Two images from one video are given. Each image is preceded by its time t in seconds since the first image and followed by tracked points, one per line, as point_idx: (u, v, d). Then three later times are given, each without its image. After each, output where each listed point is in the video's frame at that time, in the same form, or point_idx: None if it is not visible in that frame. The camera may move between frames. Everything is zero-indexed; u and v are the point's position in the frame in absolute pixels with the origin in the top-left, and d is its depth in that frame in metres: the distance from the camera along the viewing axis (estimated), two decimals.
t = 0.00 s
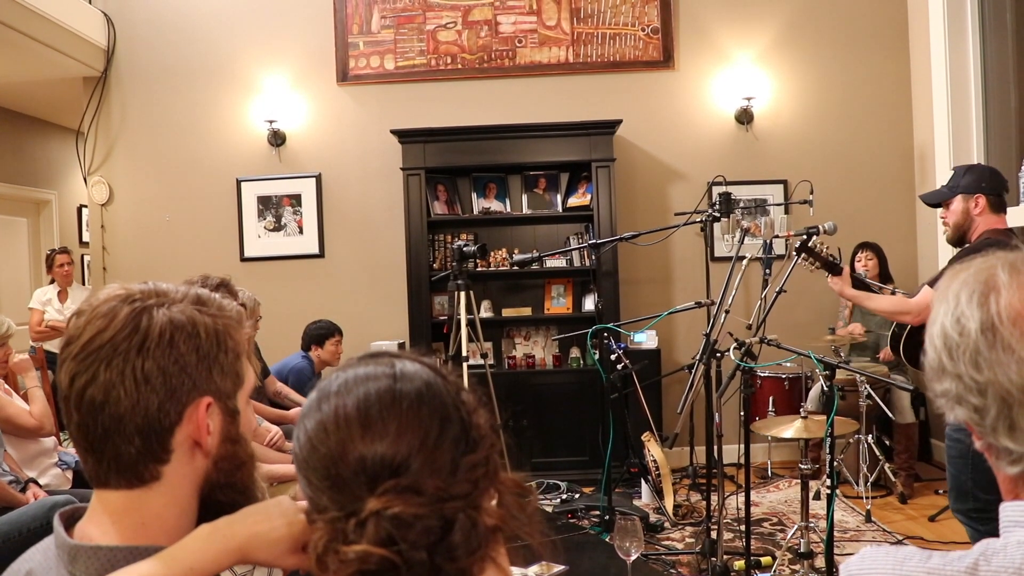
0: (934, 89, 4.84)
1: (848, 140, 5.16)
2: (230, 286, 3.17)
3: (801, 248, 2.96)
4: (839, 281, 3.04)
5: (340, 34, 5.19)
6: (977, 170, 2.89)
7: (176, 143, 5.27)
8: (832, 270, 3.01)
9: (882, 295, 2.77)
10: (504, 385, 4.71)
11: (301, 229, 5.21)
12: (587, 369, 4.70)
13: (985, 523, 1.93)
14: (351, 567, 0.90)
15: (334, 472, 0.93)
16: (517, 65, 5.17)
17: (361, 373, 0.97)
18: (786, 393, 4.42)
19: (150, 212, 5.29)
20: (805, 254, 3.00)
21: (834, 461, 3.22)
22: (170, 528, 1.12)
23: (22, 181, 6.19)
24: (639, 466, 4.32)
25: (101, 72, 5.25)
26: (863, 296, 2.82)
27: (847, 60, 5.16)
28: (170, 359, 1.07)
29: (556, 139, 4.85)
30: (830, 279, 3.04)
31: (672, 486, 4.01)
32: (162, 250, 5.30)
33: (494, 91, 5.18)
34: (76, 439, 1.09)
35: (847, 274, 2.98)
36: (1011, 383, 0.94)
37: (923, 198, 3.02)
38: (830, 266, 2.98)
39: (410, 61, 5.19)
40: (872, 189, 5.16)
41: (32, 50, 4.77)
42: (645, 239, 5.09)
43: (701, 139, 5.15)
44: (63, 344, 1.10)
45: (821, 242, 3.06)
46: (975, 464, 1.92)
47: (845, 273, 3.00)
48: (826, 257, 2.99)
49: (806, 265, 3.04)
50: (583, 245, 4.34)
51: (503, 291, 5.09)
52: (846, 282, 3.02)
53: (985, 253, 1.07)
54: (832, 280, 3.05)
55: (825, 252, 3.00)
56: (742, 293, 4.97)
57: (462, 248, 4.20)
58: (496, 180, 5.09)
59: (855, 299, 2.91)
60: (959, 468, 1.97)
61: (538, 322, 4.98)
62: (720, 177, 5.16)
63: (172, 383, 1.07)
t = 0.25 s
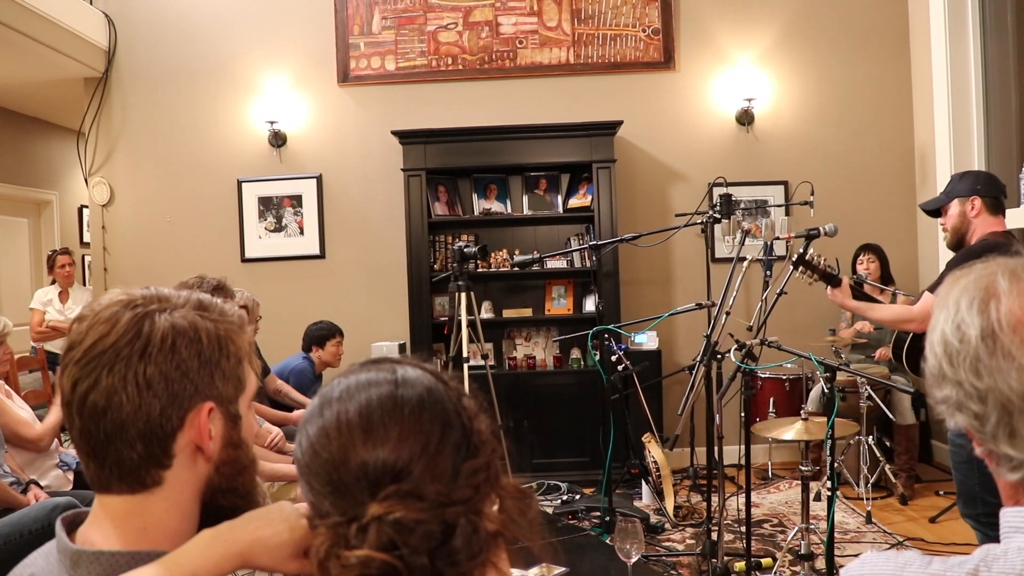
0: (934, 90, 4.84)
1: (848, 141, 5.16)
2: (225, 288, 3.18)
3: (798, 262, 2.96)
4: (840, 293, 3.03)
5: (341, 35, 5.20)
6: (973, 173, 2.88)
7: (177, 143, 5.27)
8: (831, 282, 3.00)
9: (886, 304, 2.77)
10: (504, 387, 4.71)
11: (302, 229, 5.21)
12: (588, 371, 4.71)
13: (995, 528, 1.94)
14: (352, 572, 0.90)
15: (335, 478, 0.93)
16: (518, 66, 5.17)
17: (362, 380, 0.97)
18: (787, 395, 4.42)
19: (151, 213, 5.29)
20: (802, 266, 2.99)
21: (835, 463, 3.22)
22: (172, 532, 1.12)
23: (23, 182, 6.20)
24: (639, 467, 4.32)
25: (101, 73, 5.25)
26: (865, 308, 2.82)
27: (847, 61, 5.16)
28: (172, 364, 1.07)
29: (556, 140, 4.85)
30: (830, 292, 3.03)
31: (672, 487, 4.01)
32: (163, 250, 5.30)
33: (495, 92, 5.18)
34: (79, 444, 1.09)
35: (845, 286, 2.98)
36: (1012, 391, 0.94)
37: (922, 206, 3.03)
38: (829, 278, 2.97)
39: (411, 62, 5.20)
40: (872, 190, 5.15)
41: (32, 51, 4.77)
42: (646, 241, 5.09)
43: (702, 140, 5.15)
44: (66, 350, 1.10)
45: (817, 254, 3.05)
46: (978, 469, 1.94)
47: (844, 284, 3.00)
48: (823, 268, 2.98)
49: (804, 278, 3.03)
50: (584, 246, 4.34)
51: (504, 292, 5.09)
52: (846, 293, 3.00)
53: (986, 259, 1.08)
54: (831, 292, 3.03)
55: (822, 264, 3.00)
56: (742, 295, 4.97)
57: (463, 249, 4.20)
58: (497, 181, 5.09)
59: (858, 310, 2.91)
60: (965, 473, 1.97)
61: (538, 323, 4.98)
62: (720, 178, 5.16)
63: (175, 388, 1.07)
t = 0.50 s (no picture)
0: (934, 91, 4.85)
1: (848, 142, 5.16)
2: (224, 292, 3.18)
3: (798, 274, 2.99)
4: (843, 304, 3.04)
5: (341, 37, 5.20)
6: (967, 178, 2.89)
7: (177, 145, 5.28)
8: (832, 292, 3.02)
9: (891, 312, 2.79)
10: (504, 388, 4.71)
11: (302, 231, 5.21)
12: (588, 372, 4.71)
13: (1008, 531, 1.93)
14: None
15: (335, 486, 0.93)
16: (518, 67, 5.17)
17: (362, 388, 0.98)
18: (786, 396, 4.42)
19: (151, 214, 5.30)
20: (803, 279, 3.01)
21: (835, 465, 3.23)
22: (172, 539, 1.12)
23: (22, 183, 6.20)
24: (639, 468, 4.32)
25: (101, 75, 5.25)
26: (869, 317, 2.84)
27: (847, 62, 5.16)
28: (173, 372, 1.07)
29: (556, 141, 4.85)
30: (832, 301, 3.04)
31: (672, 488, 4.02)
32: (163, 252, 5.30)
33: (494, 93, 5.18)
34: (79, 452, 1.09)
35: (847, 295, 3.00)
36: (1010, 399, 0.94)
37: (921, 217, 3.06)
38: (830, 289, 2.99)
39: (411, 63, 5.20)
40: (872, 191, 5.16)
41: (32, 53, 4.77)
42: (646, 242, 5.09)
43: (701, 141, 5.15)
44: (66, 357, 1.11)
45: (818, 265, 3.08)
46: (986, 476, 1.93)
47: (846, 293, 3.01)
48: (823, 279, 3.01)
49: (805, 291, 3.05)
50: (584, 247, 4.34)
51: (504, 293, 5.10)
52: (848, 302, 3.02)
53: (985, 266, 1.08)
54: (834, 303, 3.04)
55: (823, 275, 3.03)
56: (742, 296, 4.97)
57: (463, 250, 4.21)
58: (497, 182, 5.09)
59: (862, 319, 2.92)
60: (975, 477, 1.96)
61: (538, 325, 4.99)
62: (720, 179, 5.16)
63: (175, 396, 1.07)
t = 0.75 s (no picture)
0: (934, 92, 4.85)
1: (847, 143, 5.16)
2: (221, 295, 3.18)
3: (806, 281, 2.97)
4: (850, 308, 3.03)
5: (341, 38, 5.20)
6: (976, 178, 2.89)
7: (177, 146, 5.28)
8: (840, 297, 3.00)
9: (901, 318, 2.81)
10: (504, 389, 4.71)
11: (302, 232, 5.22)
12: (587, 373, 4.71)
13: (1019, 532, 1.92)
14: None
15: (336, 496, 0.94)
16: (517, 68, 5.17)
17: (363, 397, 0.98)
18: (786, 397, 4.43)
19: (151, 216, 5.30)
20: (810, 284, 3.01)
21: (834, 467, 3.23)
22: (173, 547, 1.12)
23: (23, 185, 6.20)
24: (639, 470, 4.33)
25: (101, 76, 5.25)
26: (880, 322, 2.84)
27: (846, 63, 5.16)
28: (174, 380, 1.08)
29: (556, 143, 4.85)
30: (840, 305, 3.03)
31: (672, 490, 4.02)
32: (163, 253, 5.31)
33: (494, 95, 5.19)
34: (80, 460, 1.10)
35: (855, 299, 2.98)
36: (1008, 407, 0.94)
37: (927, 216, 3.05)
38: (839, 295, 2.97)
39: (411, 64, 5.20)
40: (872, 192, 5.16)
41: (31, 55, 4.77)
42: (645, 244, 5.09)
43: (701, 143, 5.16)
44: (67, 365, 1.11)
45: (824, 268, 3.07)
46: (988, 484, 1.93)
47: (854, 297, 3.00)
48: (832, 284, 3.00)
49: (813, 296, 3.05)
50: (584, 249, 4.34)
51: (504, 295, 5.10)
52: (856, 307, 3.01)
53: (983, 274, 1.08)
54: (843, 307, 3.03)
55: (831, 280, 3.01)
56: (742, 298, 4.97)
57: (463, 252, 4.21)
58: (497, 183, 5.10)
59: (871, 323, 2.93)
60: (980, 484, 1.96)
61: (538, 326, 4.99)
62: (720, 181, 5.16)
63: (176, 404, 1.08)
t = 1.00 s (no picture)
0: (934, 94, 4.85)
1: (848, 144, 5.16)
2: (217, 297, 3.18)
3: (813, 280, 3.02)
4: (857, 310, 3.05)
5: (341, 40, 5.20)
6: (986, 180, 2.88)
7: (178, 148, 5.28)
8: (847, 298, 3.03)
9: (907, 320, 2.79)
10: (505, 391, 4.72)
11: (303, 234, 5.22)
12: (588, 375, 4.72)
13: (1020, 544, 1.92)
14: None
15: (338, 507, 0.94)
16: (518, 70, 5.17)
17: (364, 407, 0.98)
18: (787, 399, 4.43)
19: (152, 217, 5.30)
20: (819, 284, 3.06)
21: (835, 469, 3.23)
22: (175, 555, 1.13)
23: (24, 186, 6.21)
24: (639, 471, 4.33)
25: (101, 78, 5.26)
26: (886, 322, 2.84)
27: (847, 65, 5.16)
28: (176, 390, 1.08)
29: (556, 144, 4.85)
30: (847, 306, 3.05)
31: (672, 491, 4.02)
32: (163, 254, 5.31)
33: (494, 96, 5.19)
34: (82, 469, 1.10)
35: (862, 300, 3.00)
36: (1007, 418, 0.95)
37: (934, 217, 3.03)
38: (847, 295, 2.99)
39: (411, 66, 5.20)
40: (872, 194, 5.16)
41: (32, 56, 4.77)
42: (646, 246, 5.10)
43: (702, 144, 5.16)
44: (69, 374, 1.11)
45: (833, 269, 3.11)
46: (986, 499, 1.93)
47: (861, 298, 3.02)
48: (840, 284, 3.03)
49: (822, 296, 3.10)
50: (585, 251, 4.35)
51: (504, 296, 5.10)
52: (863, 309, 3.03)
53: (982, 284, 1.08)
54: (849, 309, 3.05)
55: (839, 280, 3.05)
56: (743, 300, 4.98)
57: (463, 254, 4.21)
58: (497, 185, 5.10)
59: (876, 324, 2.93)
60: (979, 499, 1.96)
61: (539, 327, 4.99)
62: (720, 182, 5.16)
63: (178, 413, 1.08)
